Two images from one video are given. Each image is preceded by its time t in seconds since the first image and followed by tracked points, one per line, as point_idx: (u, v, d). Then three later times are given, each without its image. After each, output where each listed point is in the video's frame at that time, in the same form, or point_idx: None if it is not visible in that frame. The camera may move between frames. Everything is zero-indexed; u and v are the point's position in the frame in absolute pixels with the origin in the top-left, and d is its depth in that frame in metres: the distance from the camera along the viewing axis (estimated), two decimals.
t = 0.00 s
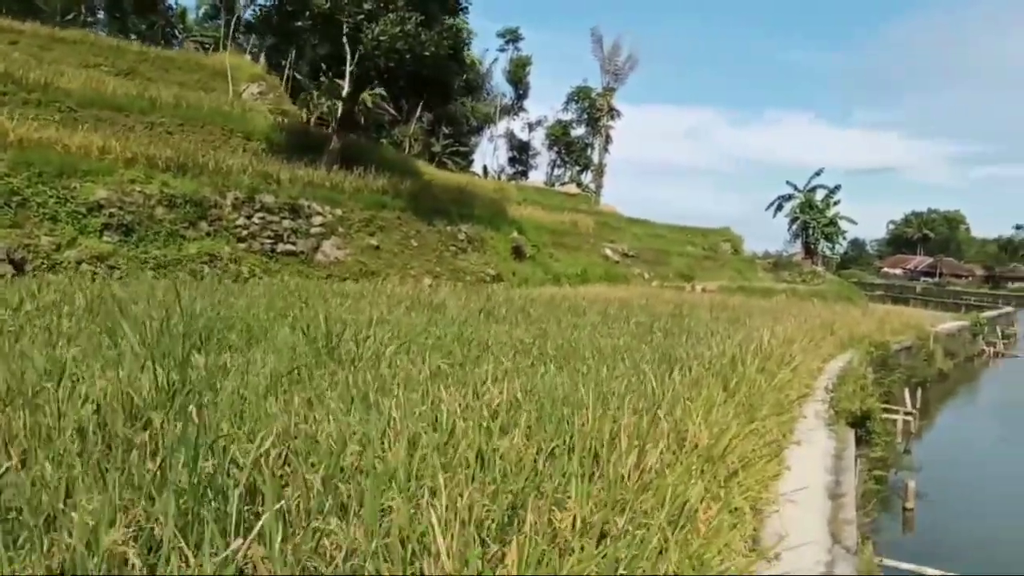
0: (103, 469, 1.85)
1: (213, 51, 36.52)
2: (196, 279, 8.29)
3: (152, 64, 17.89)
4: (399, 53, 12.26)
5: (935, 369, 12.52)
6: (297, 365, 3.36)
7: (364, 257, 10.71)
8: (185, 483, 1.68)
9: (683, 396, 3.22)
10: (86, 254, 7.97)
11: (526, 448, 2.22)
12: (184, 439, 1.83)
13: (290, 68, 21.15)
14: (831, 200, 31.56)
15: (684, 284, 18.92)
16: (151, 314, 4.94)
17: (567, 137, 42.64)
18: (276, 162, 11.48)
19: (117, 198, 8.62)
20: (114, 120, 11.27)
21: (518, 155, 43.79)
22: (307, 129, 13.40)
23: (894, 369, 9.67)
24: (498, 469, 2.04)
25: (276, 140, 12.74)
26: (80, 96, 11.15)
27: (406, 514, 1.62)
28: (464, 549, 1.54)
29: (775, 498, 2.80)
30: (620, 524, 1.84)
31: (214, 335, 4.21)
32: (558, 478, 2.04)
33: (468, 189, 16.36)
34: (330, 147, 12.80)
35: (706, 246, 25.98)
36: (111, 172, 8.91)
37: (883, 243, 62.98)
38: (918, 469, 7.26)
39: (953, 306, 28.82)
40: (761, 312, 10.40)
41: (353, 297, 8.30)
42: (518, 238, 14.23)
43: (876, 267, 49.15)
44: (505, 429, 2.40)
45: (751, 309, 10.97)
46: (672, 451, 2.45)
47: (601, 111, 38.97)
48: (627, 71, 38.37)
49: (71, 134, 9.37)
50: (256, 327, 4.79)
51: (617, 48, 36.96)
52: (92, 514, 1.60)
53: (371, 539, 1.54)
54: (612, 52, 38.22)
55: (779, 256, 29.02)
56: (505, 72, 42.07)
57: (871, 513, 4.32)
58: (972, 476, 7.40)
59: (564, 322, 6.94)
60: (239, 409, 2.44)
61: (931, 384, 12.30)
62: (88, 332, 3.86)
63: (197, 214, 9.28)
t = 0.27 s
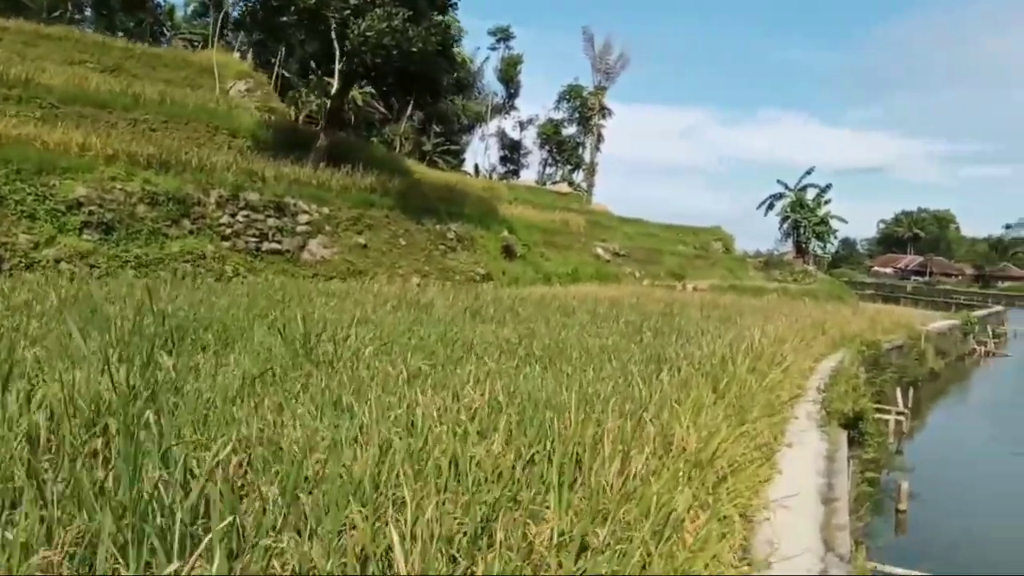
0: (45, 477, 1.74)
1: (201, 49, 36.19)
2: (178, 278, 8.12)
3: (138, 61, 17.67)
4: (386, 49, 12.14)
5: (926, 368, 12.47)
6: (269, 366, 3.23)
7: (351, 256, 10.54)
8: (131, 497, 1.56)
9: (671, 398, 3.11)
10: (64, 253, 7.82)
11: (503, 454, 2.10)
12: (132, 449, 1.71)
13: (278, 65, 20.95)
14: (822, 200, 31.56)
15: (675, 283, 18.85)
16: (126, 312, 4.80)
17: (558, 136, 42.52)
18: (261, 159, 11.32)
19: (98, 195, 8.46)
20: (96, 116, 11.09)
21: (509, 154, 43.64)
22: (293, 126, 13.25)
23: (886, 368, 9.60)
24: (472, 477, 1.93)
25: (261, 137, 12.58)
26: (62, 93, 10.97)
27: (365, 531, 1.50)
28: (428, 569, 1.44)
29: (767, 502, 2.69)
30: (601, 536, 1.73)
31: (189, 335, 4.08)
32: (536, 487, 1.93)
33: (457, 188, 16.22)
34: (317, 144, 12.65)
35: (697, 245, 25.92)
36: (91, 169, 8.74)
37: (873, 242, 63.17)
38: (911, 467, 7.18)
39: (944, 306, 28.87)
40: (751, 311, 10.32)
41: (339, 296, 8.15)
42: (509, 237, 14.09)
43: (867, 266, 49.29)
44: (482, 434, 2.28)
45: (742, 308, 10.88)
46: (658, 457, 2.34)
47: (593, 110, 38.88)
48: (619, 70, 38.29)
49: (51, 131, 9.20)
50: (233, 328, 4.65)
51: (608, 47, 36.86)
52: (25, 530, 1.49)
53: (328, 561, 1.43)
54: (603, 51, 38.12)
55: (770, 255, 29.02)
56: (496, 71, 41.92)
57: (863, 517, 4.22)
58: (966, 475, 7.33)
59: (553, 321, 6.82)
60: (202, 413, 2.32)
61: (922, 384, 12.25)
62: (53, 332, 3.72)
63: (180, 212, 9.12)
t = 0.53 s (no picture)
0: None
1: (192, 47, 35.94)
2: (161, 278, 7.97)
3: (125, 58, 17.48)
4: (374, 45, 12.02)
5: (918, 368, 12.41)
6: (241, 370, 3.11)
7: (339, 255, 10.38)
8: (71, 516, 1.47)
9: (659, 402, 3.00)
10: (44, 252, 7.66)
11: (480, 465, 1.99)
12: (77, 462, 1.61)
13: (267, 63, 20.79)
14: (814, 199, 31.55)
15: (667, 283, 18.77)
16: (100, 311, 4.67)
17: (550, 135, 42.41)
18: (247, 157, 11.18)
19: (79, 193, 8.31)
20: (79, 113, 10.94)
21: (502, 153, 43.50)
22: (281, 124, 13.12)
23: (878, 368, 9.53)
24: (445, 491, 1.83)
25: (249, 135, 12.45)
26: (44, 89, 10.81)
27: (325, 552, 1.40)
28: None
29: (759, 509, 2.59)
30: (580, 553, 1.63)
31: (163, 337, 3.95)
32: (514, 500, 1.82)
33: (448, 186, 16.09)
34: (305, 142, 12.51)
35: (689, 245, 25.86)
36: (73, 167, 8.59)
37: (864, 242, 63.33)
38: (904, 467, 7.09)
39: (935, 305, 28.90)
40: (744, 311, 10.24)
41: (325, 296, 8.01)
42: (499, 236, 13.96)
43: (858, 266, 49.40)
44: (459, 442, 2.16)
45: (734, 308, 10.80)
46: (644, 466, 2.23)
47: (585, 109, 38.82)
48: (611, 69, 38.20)
49: (31, 128, 9.05)
50: (211, 327, 4.53)
51: (600, 46, 36.78)
52: None
53: None
54: (596, 50, 38.03)
55: (762, 254, 28.99)
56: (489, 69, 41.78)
57: (856, 520, 4.13)
58: (959, 474, 7.25)
59: (542, 321, 6.71)
60: (164, 423, 2.23)
61: (914, 383, 12.20)
62: (21, 334, 3.60)
63: (164, 210, 8.97)
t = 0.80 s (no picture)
0: None
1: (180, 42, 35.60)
2: (139, 275, 7.80)
3: (108, 52, 17.25)
4: (360, 40, 11.90)
5: (907, 366, 12.35)
6: (200, 375, 2.96)
7: (324, 253, 10.20)
8: None
9: (640, 407, 2.88)
10: (18, 248, 7.49)
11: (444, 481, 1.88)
12: None
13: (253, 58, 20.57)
14: (804, 197, 31.54)
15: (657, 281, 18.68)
16: (68, 308, 4.53)
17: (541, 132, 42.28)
18: (230, 152, 11.01)
19: (55, 188, 8.13)
20: (59, 108, 10.76)
21: (492, 150, 43.34)
22: (266, 119, 12.95)
23: (867, 367, 9.45)
24: (404, 503, 1.72)
25: (232, 130, 12.27)
26: (23, 83, 10.61)
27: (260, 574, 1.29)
28: None
29: (743, 516, 2.48)
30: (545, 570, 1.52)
31: (129, 337, 3.82)
32: (478, 510, 1.71)
33: (436, 183, 15.93)
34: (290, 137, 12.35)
35: (680, 243, 25.79)
36: (49, 162, 8.43)
37: (854, 240, 63.49)
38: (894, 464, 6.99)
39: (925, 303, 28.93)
40: (732, 309, 10.15)
41: (307, 294, 7.84)
42: (488, 233, 13.80)
43: (848, 264, 49.51)
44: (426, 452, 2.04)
45: (723, 306, 10.70)
46: (620, 478, 2.13)
47: (576, 106, 38.71)
48: (602, 67, 38.10)
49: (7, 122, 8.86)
50: (183, 325, 4.40)
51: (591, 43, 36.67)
52: None
53: None
54: (586, 47, 37.93)
55: (752, 252, 28.95)
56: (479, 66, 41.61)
57: (845, 524, 4.03)
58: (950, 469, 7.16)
59: (527, 320, 6.58)
60: (110, 430, 2.10)
61: (903, 382, 12.14)
62: None
63: (143, 206, 8.80)
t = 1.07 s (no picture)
0: None
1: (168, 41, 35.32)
2: (119, 275, 7.65)
3: (93, 50, 17.05)
4: (345, 37, 11.82)
5: (897, 367, 12.31)
6: (162, 381, 2.84)
7: (309, 252, 10.05)
8: None
9: (622, 411, 2.77)
10: None
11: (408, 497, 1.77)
12: None
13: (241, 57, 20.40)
14: (794, 197, 31.55)
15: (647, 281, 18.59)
16: (36, 309, 4.40)
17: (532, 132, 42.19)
18: (213, 151, 10.86)
19: (32, 187, 7.97)
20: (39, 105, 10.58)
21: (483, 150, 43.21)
22: (251, 118, 12.80)
23: (857, 367, 9.39)
24: (365, 520, 1.62)
25: (217, 128, 12.13)
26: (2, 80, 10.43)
27: None
28: None
29: (728, 525, 2.38)
30: None
31: (98, 339, 3.70)
32: (441, 529, 1.59)
33: (424, 182, 15.80)
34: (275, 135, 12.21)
35: (670, 243, 25.74)
36: (27, 161, 8.28)
37: (844, 241, 63.70)
38: (885, 464, 6.91)
39: (914, 303, 28.98)
40: (722, 309, 10.08)
41: (290, 294, 7.69)
42: (476, 233, 13.65)
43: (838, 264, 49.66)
44: (391, 464, 1.92)
45: (712, 306, 10.63)
46: (598, 490, 2.02)
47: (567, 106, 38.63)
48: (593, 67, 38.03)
49: None
50: (155, 327, 4.27)
51: (582, 43, 36.61)
52: None
53: None
54: (577, 47, 37.85)
55: (742, 253, 28.93)
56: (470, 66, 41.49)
57: (834, 529, 3.95)
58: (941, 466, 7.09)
59: (513, 321, 6.46)
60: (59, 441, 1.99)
61: (893, 383, 12.10)
62: None
63: (123, 205, 8.65)
